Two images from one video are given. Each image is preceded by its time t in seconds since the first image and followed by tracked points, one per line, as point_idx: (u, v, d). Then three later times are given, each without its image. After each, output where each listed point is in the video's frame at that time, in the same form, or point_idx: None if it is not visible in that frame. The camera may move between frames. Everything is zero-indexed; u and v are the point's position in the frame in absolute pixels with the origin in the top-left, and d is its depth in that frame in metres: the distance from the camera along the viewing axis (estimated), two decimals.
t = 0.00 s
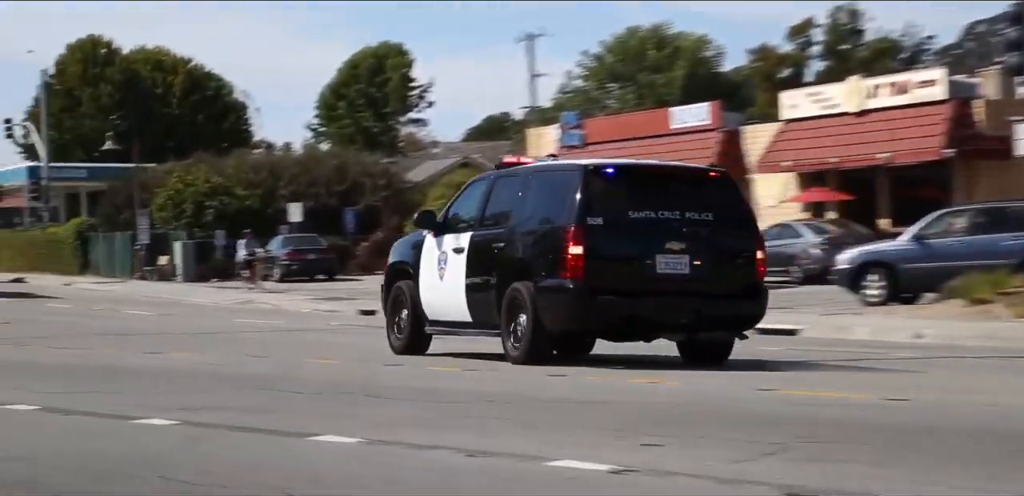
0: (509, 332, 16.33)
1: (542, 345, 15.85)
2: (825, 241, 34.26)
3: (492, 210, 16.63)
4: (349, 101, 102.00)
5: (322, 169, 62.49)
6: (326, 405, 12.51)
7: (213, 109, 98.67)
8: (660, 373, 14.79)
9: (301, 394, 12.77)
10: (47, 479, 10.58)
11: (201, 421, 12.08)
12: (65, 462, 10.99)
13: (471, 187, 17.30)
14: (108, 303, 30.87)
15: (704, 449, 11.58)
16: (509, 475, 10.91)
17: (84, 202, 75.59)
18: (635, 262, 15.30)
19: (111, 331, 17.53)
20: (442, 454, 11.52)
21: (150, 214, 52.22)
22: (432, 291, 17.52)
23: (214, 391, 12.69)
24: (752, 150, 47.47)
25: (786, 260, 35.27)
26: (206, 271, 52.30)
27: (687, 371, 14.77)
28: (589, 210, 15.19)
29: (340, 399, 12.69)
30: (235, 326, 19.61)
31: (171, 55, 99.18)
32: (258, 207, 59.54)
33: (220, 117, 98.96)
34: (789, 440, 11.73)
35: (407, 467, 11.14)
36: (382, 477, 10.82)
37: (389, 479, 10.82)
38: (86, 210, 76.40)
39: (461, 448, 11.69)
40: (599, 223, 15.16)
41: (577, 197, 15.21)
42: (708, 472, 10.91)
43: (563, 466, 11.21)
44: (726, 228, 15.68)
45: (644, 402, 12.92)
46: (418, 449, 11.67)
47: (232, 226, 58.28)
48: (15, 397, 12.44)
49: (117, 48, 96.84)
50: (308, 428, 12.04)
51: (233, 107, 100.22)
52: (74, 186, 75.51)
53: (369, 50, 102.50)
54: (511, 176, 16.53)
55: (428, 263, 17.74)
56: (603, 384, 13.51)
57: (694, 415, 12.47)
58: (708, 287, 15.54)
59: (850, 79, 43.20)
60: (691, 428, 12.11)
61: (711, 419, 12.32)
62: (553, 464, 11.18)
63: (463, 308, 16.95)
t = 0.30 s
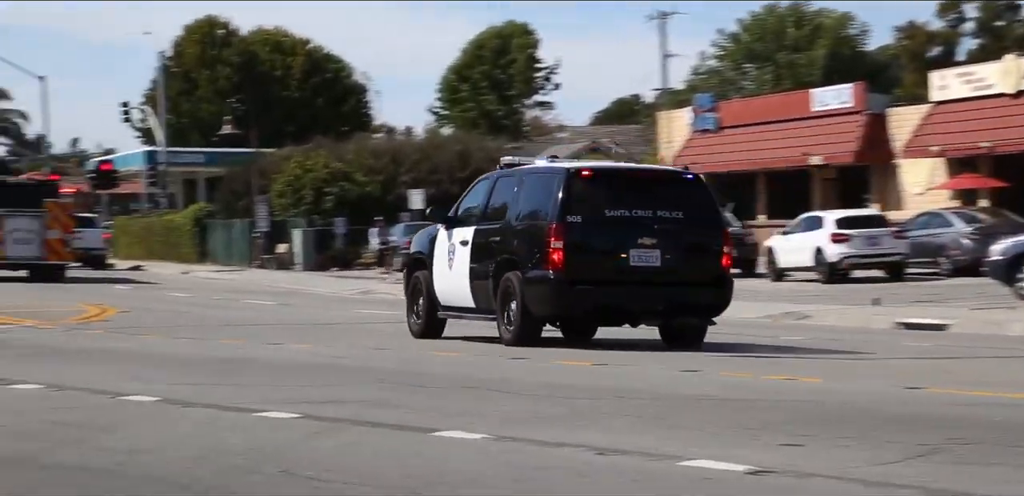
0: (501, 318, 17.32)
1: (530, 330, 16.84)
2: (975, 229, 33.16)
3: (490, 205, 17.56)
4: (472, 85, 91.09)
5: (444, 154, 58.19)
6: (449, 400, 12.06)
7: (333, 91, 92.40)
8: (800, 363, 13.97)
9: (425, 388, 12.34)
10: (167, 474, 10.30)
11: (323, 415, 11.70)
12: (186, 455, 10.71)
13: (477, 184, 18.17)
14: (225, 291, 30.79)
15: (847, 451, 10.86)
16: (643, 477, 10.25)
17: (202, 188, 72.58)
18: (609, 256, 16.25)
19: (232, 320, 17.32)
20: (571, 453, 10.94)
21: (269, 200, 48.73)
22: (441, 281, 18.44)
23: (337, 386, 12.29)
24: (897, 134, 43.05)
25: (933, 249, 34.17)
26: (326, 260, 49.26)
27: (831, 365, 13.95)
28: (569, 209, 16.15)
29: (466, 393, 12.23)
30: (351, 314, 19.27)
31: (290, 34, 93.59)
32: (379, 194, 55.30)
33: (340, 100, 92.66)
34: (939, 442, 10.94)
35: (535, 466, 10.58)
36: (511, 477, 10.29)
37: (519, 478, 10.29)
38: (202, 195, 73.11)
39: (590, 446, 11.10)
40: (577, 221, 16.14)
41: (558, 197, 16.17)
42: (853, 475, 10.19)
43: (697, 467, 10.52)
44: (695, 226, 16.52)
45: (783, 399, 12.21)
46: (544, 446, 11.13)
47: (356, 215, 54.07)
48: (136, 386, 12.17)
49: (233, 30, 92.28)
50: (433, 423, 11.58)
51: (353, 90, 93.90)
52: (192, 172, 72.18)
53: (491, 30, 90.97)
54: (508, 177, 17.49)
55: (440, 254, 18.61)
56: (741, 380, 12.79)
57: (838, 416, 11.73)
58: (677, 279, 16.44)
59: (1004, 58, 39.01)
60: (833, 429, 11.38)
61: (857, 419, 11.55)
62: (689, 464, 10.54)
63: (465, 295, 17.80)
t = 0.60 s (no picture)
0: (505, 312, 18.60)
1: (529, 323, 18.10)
2: None
3: (497, 211, 18.80)
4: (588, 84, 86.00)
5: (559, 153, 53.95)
6: (565, 400, 12.01)
7: (450, 90, 87.76)
8: (927, 365, 13.63)
9: (541, 387, 12.32)
10: (287, 471, 10.36)
11: (440, 413, 11.72)
12: (305, 451, 10.78)
13: (491, 192, 19.37)
14: (334, 289, 30.95)
15: (974, 454, 10.57)
16: (765, 476, 10.05)
17: (320, 186, 69.89)
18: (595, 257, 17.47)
19: (346, 317, 17.47)
20: (690, 452, 10.81)
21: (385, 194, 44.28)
22: (459, 275, 19.79)
23: (454, 386, 12.31)
24: None
25: None
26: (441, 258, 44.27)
27: (959, 366, 13.58)
28: (561, 215, 17.35)
29: (583, 393, 12.17)
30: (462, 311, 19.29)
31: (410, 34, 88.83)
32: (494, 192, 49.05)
33: (455, 99, 88.06)
34: None
35: (654, 465, 10.44)
36: (630, 475, 10.16)
37: (638, 477, 10.16)
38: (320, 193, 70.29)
39: (709, 445, 10.94)
40: (567, 227, 17.33)
41: (551, 206, 17.37)
42: (983, 478, 9.90)
43: (818, 468, 10.28)
44: (675, 230, 17.65)
45: (907, 402, 11.95)
46: (664, 446, 10.98)
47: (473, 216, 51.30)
48: (257, 383, 12.29)
49: (353, 28, 87.11)
50: (551, 422, 11.52)
51: (469, 89, 88.86)
52: (308, 170, 69.25)
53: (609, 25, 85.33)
54: (513, 186, 18.72)
55: (462, 254, 19.99)
56: (865, 384, 12.53)
57: (967, 420, 11.43)
58: (658, 277, 17.62)
59: None
60: (961, 433, 11.08)
61: (986, 425, 11.24)
62: (810, 464, 10.34)
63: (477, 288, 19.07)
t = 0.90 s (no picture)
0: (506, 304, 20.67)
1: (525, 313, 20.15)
2: None
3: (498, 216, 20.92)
4: (675, 83, 88.14)
5: (644, 152, 51.09)
6: (651, 401, 11.90)
7: (535, 92, 86.22)
8: None
9: (627, 388, 12.22)
10: (371, 471, 10.33)
11: (526, 413, 11.65)
12: (388, 451, 10.73)
13: (497, 199, 21.55)
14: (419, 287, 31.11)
15: None
16: (856, 479, 9.80)
17: (406, 186, 68.60)
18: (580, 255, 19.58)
19: (433, 317, 17.57)
20: (779, 453, 10.62)
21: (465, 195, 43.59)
22: (468, 271, 21.96)
23: (539, 387, 12.25)
24: None
25: None
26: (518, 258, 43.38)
27: None
28: (550, 219, 19.48)
29: (670, 394, 12.04)
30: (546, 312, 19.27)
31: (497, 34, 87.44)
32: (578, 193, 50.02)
33: (542, 99, 86.56)
34: None
35: (741, 466, 10.24)
36: (716, 477, 9.97)
37: (725, 479, 9.97)
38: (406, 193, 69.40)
39: (797, 447, 10.71)
40: (555, 229, 19.43)
41: (542, 211, 19.48)
42: None
43: (910, 470, 10.06)
44: (651, 232, 19.76)
45: (1001, 407, 11.67)
46: (753, 446, 10.80)
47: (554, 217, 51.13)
48: (345, 382, 12.34)
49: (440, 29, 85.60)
50: (636, 422, 11.38)
51: (556, 90, 87.09)
52: (395, 172, 68.60)
53: (693, 25, 87.66)
54: (513, 194, 20.92)
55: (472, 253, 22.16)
56: (962, 389, 12.25)
57: None
58: (635, 273, 19.66)
59: None
60: None
61: None
62: (903, 466, 10.11)
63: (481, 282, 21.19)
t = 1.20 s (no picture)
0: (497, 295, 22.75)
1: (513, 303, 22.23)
2: None
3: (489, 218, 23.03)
4: (736, 81, 89.01)
5: (708, 149, 52.93)
6: (716, 400, 11.83)
7: (597, 91, 84.82)
8: None
9: (691, 387, 12.17)
10: (434, 469, 10.29)
11: (590, 412, 11.60)
12: (451, 449, 10.70)
13: (492, 202, 23.68)
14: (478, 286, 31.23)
15: None
16: (925, 478, 9.62)
17: (469, 186, 68.39)
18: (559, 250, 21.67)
19: (497, 316, 17.60)
20: (846, 452, 10.45)
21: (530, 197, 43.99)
22: (464, 267, 24.12)
23: (604, 386, 12.22)
24: None
25: None
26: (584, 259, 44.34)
27: None
28: (533, 219, 21.57)
29: (735, 393, 11.96)
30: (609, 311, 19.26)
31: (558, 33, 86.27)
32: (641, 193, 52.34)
33: (603, 99, 85.05)
34: None
35: (808, 465, 10.10)
36: (783, 475, 9.83)
37: (792, 477, 9.82)
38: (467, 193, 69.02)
39: (865, 446, 10.56)
40: (538, 228, 21.51)
41: (527, 212, 21.59)
42: None
43: (979, 470, 9.85)
44: (623, 230, 21.80)
45: None
46: (819, 446, 10.64)
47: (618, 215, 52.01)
48: (409, 381, 12.37)
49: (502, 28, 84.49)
50: (701, 421, 11.30)
51: (619, 88, 85.47)
52: (457, 172, 68.41)
53: (756, 24, 88.41)
54: (505, 198, 23.04)
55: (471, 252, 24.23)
56: None
57: None
58: (608, 267, 21.69)
59: None
60: None
61: None
62: (972, 466, 9.90)
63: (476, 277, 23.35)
